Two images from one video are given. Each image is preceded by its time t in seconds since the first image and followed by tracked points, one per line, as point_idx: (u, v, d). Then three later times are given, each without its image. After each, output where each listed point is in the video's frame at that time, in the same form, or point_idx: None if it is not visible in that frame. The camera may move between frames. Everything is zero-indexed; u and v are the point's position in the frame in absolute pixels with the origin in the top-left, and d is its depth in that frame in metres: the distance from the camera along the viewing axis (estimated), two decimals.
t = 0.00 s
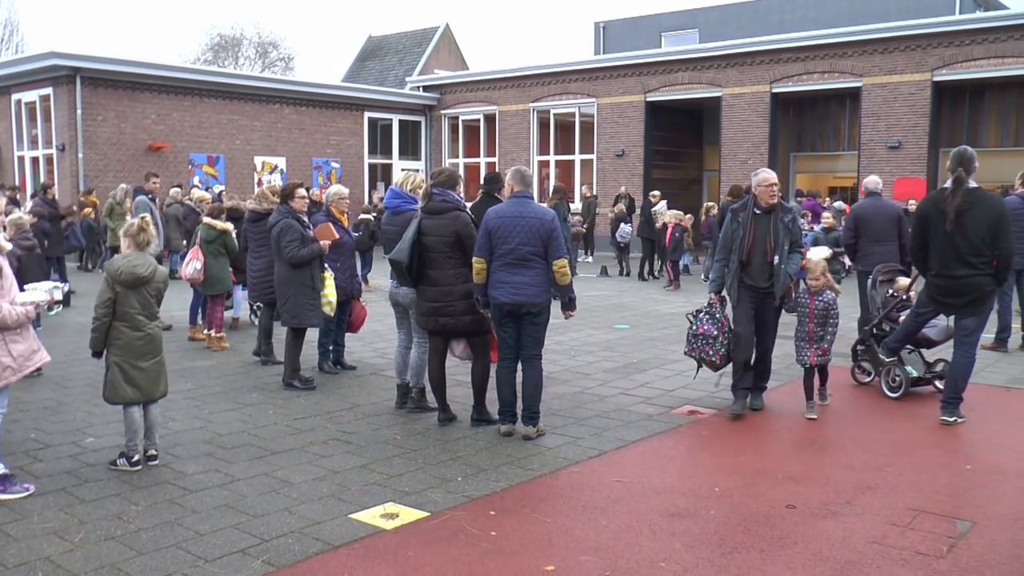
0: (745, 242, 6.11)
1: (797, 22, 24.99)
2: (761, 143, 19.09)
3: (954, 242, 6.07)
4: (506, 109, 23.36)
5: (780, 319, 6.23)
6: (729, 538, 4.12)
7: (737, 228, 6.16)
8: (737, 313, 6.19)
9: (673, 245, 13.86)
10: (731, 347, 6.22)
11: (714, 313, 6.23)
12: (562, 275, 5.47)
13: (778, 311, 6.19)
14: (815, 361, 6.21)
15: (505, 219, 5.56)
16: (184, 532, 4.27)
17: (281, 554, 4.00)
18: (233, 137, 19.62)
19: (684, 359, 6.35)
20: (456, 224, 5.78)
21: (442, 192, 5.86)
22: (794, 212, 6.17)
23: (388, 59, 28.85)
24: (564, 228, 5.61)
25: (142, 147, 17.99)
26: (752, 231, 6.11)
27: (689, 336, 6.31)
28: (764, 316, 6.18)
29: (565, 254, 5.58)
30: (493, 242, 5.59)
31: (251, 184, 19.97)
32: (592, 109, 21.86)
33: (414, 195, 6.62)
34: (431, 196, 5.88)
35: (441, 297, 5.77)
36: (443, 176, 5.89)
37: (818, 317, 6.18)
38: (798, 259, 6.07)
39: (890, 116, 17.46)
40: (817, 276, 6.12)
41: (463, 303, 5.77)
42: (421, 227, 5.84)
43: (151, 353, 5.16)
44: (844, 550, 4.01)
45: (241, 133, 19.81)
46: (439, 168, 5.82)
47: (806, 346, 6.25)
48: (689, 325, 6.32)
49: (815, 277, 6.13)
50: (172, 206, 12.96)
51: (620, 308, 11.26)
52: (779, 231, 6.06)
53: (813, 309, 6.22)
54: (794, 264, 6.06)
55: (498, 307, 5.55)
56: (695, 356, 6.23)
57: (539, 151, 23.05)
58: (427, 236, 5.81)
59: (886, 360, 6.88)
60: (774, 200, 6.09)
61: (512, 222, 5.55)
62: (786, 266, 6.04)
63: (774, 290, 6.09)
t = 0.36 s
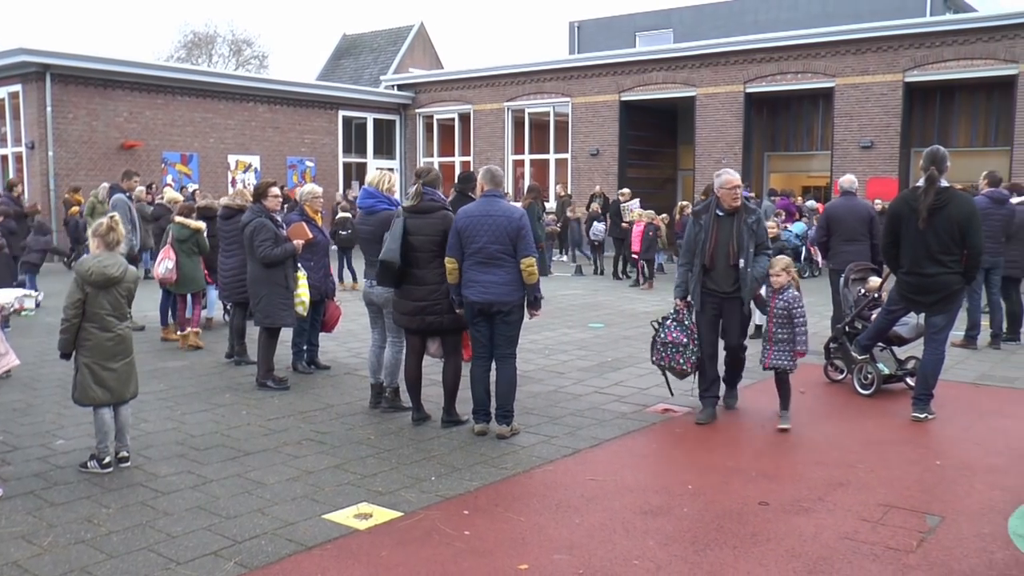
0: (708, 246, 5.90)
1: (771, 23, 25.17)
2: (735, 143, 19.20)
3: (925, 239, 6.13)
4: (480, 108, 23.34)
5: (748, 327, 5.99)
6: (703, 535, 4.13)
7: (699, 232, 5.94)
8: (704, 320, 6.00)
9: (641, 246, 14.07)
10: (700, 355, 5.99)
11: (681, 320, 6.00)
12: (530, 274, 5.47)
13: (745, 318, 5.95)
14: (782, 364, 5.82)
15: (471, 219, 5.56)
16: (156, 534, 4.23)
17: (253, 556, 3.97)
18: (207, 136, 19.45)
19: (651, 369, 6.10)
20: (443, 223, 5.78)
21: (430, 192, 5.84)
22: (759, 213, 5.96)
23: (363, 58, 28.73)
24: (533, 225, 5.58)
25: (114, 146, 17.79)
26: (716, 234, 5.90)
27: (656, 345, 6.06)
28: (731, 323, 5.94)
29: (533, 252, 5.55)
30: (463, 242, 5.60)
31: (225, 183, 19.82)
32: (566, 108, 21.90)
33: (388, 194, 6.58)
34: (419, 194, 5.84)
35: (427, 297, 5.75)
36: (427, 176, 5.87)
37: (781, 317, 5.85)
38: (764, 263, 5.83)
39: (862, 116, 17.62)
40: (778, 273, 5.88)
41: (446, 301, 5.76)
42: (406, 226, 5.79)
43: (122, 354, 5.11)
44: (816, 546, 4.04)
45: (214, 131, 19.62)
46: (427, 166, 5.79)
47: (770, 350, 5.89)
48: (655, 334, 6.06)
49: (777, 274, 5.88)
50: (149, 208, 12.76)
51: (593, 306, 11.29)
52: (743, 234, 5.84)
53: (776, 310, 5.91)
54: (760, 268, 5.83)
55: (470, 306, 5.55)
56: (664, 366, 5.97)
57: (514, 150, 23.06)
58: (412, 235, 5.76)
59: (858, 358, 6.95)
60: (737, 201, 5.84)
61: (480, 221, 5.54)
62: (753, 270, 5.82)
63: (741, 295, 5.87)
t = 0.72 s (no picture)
0: (678, 246, 5.74)
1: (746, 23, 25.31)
2: (712, 141, 19.29)
3: (899, 237, 6.18)
4: (457, 106, 23.31)
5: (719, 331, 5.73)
6: (679, 532, 4.14)
7: (670, 232, 5.79)
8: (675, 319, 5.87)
9: (615, 244, 14.22)
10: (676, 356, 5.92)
11: (654, 320, 5.88)
12: (507, 270, 5.45)
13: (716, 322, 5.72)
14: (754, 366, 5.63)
15: (444, 217, 5.54)
16: (130, 536, 4.18)
17: (228, 557, 3.94)
18: (183, 133, 19.29)
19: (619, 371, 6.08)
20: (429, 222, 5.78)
21: (418, 191, 5.83)
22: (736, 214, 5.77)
23: (340, 56, 28.62)
24: (507, 222, 5.56)
25: (88, 144, 17.60)
26: (688, 234, 5.74)
27: (631, 347, 5.99)
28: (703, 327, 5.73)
29: (509, 248, 5.54)
30: (438, 240, 5.59)
31: (201, 181, 19.66)
32: (543, 107, 21.93)
33: (365, 193, 6.55)
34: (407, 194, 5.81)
35: (415, 294, 5.74)
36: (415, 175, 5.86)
37: (752, 318, 5.65)
38: (734, 266, 5.64)
39: (837, 115, 17.74)
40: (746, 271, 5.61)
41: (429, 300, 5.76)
42: (393, 225, 5.76)
43: (95, 355, 5.05)
44: (790, 542, 4.06)
45: (190, 129, 19.47)
46: (412, 166, 5.80)
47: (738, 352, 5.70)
48: (631, 335, 5.96)
49: (744, 274, 5.63)
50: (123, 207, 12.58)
51: (571, 305, 11.30)
52: (715, 236, 5.67)
53: (747, 311, 5.69)
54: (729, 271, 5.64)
55: (446, 304, 5.54)
56: (644, 369, 5.91)
57: (491, 149, 23.04)
58: (400, 234, 5.74)
59: (833, 355, 7.00)
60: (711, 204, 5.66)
61: (453, 219, 5.53)
62: (722, 273, 5.64)
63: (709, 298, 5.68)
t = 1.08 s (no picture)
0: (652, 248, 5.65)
1: (720, 25, 25.48)
2: (687, 143, 19.38)
3: (870, 239, 6.25)
4: (432, 107, 23.28)
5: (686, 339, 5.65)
6: (652, 532, 4.16)
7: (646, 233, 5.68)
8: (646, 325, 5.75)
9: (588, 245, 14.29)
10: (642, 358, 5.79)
11: (622, 320, 5.77)
12: (480, 270, 5.45)
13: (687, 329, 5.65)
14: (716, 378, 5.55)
15: (418, 218, 5.54)
16: (100, 540, 4.14)
17: (201, 560, 3.91)
18: (156, 133, 19.11)
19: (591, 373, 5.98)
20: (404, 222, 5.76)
21: (391, 190, 5.80)
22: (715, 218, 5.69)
23: (315, 56, 28.49)
24: (481, 223, 5.55)
25: (60, 144, 17.39)
26: (663, 238, 5.65)
27: (598, 345, 5.88)
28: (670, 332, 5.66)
29: (482, 249, 5.54)
30: (411, 241, 5.57)
31: (175, 182, 19.49)
32: (519, 108, 21.95)
33: (339, 193, 6.53)
34: (382, 194, 5.79)
35: (391, 294, 5.74)
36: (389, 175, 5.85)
37: (718, 329, 5.51)
38: (705, 272, 5.56)
39: (811, 117, 17.88)
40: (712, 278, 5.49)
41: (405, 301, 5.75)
42: (368, 225, 5.74)
43: (66, 357, 5.00)
44: (762, 541, 4.09)
45: (164, 129, 19.30)
46: (387, 165, 5.79)
47: (703, 363, 5.61)
48: (599, 334, 5.84)
49: (710, 282, 5.52)
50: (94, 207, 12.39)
51: (545, 305, 11.31)
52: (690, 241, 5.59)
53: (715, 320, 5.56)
54: (700, 277, 5.57)
55: (419, 304, 5.54)
56: (609, 368, 5.76)
57: (466, 150, 23.03)
58: (375, 233, 5.72)
59: (806, 355, 7.05)
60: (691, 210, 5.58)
61: (426, 219, 5.52)
62: (690, 277, 5.57)
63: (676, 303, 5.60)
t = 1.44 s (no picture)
0: (616, 248, 5.53)
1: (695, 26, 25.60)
2: (662, 143, 19.47)
3: (841, 238, 6.30)
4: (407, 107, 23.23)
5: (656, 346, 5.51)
6: (625, 531, 4.17)
7: (608, 232, 5.57)
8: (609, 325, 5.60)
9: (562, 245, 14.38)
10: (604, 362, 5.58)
11: (587, 322, 5.63)
12: (452, 270, 5.44)
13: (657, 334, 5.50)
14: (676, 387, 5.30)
15: (390, 217, 5.54)
16: (70, 544, 4.09)
17: (173, 563, 3.88)
18: (129, 133, 18.93)
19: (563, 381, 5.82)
20: (372, 221, 5.74)
21: (358, 189, 5.79)
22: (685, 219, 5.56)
23: (290, 55, 28.33)
24: (453, 221, 5.53)
25: (31, 143, 17.18)
26: (628, 239, 5.52)
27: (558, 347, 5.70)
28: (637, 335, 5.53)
29: (455, 249, 5.52)
30: (385, 240, 5.58)
31: (148, 181, 19.31)
32: (494, 108, 21.95)
33: (313, 193, 6.51)
34: (349, 193, 5.77)
35: (360, 293, 5.72)
36: (356, 173, 5.84)
37: (683, 336, 5.28)
38: (668, 273, 5.40)
39: (785, 118, 18.01)
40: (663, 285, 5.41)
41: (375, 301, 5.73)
42: (336, 224, 5.73)
43: (36, 360, 4.94)
44: (735, 539, 4.11)
45: (137, 128, 19.14)
46: (353, 165, 5.78)
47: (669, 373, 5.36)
48: (558, 334, 5.72)
49: (677, 286, 5.29)
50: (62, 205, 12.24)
51: (520, 305, 11.33)
52: (653, 242, 5.44)
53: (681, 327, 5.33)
54: (664, 278, 5.42)
55: (392, 304, 5.54)
56: (563, 368, 5.58)
57: (442, 149, 23.01)
58: (342, 233, 5.70)
59: (780, 354, 7.10)
60: (651, 207, 5.43)
61: (398, 219, 5.52)
62: (655, 279, 5.42)
63: (641, 306, 5.46)
